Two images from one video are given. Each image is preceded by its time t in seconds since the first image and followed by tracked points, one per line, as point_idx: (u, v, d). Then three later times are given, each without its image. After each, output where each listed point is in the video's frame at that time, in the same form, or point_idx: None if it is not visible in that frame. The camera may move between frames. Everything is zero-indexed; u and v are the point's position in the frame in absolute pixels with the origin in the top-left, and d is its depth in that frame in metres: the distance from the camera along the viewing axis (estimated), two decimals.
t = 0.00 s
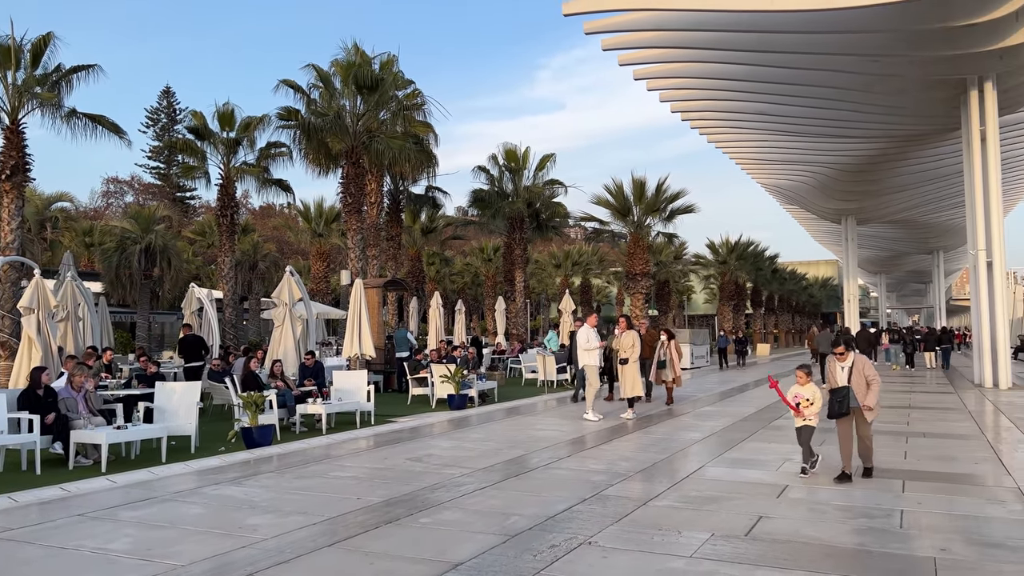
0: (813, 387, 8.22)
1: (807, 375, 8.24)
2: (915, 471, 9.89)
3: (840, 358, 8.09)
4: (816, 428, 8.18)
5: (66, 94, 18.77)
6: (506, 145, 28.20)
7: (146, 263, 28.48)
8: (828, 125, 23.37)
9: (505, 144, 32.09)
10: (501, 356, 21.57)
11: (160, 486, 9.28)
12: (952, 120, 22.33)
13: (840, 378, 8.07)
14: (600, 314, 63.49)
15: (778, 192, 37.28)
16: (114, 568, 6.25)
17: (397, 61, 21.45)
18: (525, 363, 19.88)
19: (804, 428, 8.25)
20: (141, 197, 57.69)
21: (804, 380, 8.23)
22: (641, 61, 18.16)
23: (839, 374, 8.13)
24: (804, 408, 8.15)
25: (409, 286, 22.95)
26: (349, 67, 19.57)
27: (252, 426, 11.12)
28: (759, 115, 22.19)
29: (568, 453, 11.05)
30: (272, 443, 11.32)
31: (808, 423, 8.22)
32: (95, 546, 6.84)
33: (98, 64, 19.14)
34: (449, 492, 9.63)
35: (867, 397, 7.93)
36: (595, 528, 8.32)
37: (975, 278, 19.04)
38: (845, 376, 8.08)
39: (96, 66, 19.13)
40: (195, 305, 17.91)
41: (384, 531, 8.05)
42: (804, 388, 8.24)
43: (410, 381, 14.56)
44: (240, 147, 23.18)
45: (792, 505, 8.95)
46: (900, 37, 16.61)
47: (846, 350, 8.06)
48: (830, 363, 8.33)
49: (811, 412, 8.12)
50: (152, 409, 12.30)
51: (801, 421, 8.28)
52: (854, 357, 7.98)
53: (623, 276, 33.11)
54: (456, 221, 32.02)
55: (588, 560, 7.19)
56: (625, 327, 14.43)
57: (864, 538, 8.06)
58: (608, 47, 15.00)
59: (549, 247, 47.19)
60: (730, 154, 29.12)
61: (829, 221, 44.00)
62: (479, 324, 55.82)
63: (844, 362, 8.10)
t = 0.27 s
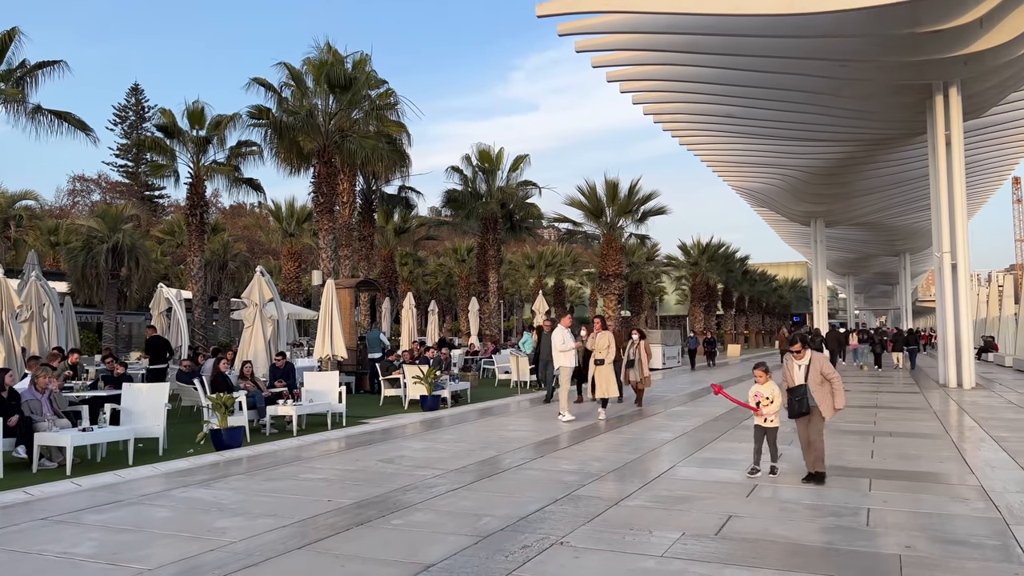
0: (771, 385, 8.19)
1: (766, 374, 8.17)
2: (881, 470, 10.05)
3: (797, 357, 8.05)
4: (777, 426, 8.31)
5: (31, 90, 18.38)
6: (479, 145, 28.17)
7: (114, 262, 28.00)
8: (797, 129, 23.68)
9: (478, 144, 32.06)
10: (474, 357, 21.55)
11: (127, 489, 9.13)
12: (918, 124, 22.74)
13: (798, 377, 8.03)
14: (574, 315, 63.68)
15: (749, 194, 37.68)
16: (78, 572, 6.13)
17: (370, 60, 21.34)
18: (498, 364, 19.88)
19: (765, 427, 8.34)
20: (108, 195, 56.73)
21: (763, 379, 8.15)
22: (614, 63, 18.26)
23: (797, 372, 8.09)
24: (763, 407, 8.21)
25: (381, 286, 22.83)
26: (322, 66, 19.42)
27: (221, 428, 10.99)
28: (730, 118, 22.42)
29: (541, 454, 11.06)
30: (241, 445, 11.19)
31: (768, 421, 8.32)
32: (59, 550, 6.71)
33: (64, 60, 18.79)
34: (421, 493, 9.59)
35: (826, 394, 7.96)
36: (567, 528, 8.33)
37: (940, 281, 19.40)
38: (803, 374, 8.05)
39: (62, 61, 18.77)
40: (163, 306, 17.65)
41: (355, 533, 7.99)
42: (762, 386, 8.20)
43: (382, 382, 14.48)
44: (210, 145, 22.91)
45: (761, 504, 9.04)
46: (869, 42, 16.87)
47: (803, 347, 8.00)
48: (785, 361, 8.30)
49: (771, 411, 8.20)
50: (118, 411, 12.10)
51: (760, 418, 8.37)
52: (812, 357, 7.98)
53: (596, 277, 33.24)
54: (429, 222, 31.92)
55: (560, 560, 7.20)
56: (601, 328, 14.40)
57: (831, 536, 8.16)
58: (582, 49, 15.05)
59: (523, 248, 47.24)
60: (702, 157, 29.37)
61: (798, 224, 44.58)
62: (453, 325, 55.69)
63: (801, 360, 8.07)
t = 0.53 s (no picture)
0: (729, 388, 8.10)
1: (723, 376, 8.06)
2: (848, 469, 10.19)
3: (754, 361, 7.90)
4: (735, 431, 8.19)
5: None
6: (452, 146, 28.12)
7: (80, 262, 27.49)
8: (767, 132, 23.95)
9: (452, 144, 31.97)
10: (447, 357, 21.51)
11: (92, 492, 8.97)
12: (885, 129, 23.11)
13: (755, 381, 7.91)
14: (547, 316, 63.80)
15: (720, 196, 38.05)
16: None
17: (342, 59, 21.22)
18: (471, 365, 19.86)
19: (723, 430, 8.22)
20: (74, 193, 55.69)
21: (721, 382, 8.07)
22: (587, 65, 18.33)
23: (756, 376, 7.96)
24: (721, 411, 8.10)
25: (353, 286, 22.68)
26: (293, 64, 19.25)
27: (189, 430, 10.83)
28: (702, 121, 22.62)
29: (513, 454, 11.06)
30: (210, 447, 11.05)
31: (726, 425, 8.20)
32: (21, 555, 6.58)
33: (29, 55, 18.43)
34: (392, 495, 9.53)
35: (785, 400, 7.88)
36: (539, 528, 8.34)
37: (906, 283, 19.75)
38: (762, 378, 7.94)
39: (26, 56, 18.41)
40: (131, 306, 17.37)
41: (325, 535, 7.92)
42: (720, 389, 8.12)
43: (354, 383, 14.38)
44: (179, 143, 22.60)
45: (731, 503, 9.12)
46: (838, 47, 17.11)
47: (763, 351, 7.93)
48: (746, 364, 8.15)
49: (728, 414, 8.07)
50: (84, 413, 11.88)
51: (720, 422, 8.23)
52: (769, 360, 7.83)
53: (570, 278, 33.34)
54: (402, 221, 31.80)
55: (531, 561, 7.20)
56: (575, 330, 14.40)
57: (799, 535, 8.25)
58: (556, 50, 15.12)
59: (496, 249, 47.22)
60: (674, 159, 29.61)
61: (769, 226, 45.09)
62: (426, 326, 55.49)
63: (761, 364, 7.99)
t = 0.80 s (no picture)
0: (690, 392, 8.13)
1: (686, 379, 8.14)
2: (816, 468, 10.31)
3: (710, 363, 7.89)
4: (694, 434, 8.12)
5: None
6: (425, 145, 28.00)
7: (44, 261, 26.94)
8: (737, 134, 24.18)
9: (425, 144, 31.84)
10: (419, 358, 21.41)
11: (56, 495, 8.80)
12: (854, 132, 23.44)
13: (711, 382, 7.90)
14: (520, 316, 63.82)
15: (691, 198, 38.35)
16: None
17: (314, 57, 21.04)
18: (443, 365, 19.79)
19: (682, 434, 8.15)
20: (38, 191, 54.57)
21: (681, 384, 8.10)
22: (560, 66, 18.36)
23: (711, 377, 7.96)
24: (679, 413, 8.06)
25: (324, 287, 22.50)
26: (264, 62, 19.03)
27: (156, 432, 10.67)
28: (674, 123, 22.78)
29: (485, 455, 11.04)
30: (177, 449, 10.89)
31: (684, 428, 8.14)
32: None
33: None
34: (363, 496, 9.47)
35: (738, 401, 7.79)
36: (511, 529, 8.32)
37: (873, 284, 20.04)
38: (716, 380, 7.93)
39: None
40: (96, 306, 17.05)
41: (294, 538, 7.85)
42: (681, 391, 8.13)
43: (325, 384, 14.25)
44: (147, 141, 22.26)
45: (701, 502, 9.17)
46: (807, 51, 17.33)
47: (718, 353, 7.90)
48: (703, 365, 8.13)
49: (687, 416, 8.03)
50: (48, 415, 11.64)
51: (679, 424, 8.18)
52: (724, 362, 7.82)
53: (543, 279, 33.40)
54: (374, 221, 31.62)
55: (502, 562, 7.19)
56: (548, 330, 14.43)
57: (768, 534, 8.33)
58: (528, 51, 15.15)
59: (470, 250, 47.15)
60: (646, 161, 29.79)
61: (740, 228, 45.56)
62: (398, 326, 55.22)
63: (716, 366, 7.94)
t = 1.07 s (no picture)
0: (649, 391, 8.03)
1: (644, 377, 7.98)
2: (784, 467, 10.43)
3: (663, 361, 7.81)
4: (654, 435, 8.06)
5: None
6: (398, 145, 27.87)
7: (6, 260, 26.37)
8: (708, 137, 24.40)
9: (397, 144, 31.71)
10: (390, 359, 21.31)
11: (17, 499, 8.62)
12: (822, 136, 23.75)
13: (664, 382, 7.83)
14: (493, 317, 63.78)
15: (663, 200, 38.63)
16: None
17: (284, 55, 20.86)
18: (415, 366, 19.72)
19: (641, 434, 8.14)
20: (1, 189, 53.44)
21: (640, 385, 7.97)
22: (533, 68, 18.40)
23: (664, 376, 7.87)
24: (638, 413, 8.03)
25: (294, 287, 22.33)
26: (233, 59, 18.83)
27: (122, 434, 10.49)
28: (646, 125, 22.94)
29: (456, 456, 11.01)
30: (143, 452, 10.72)
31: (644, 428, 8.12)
32: None
33: None
34: (332, 498, 9.40)
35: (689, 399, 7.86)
36: (481, 530, 8.31)
37: (841, 285, 20.32)
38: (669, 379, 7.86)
39: None
40: (60, 306, 16.74)
41: (263, 540, 7.77)
42: (640, 391, 8.04)
43: (295, 385, 14.13)
44: (113, 139, 21.91)
45: (671, 502, 9.23)
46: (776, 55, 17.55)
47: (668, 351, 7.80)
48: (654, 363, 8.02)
49: (645, 417, 8.00)
50: (9, 417, 11.40)
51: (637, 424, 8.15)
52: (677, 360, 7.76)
53: (515, 280, 33.41)
54: (346, 221, 31.43)
55: (473, 563, 7.17)
56: (520, 331, 14.39)
57: (736, 533, 8.41)
58: (499, 51, 15.20)
59: (442, 250, 47.05)
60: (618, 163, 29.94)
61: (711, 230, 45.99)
62: (370, 327, 54.91)
63: (667, 364, 7.86)
